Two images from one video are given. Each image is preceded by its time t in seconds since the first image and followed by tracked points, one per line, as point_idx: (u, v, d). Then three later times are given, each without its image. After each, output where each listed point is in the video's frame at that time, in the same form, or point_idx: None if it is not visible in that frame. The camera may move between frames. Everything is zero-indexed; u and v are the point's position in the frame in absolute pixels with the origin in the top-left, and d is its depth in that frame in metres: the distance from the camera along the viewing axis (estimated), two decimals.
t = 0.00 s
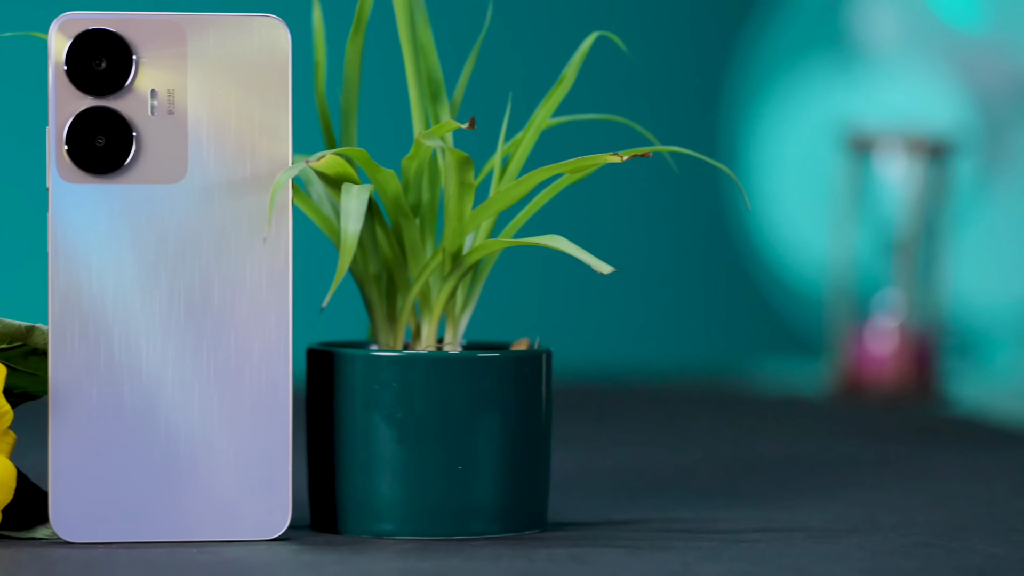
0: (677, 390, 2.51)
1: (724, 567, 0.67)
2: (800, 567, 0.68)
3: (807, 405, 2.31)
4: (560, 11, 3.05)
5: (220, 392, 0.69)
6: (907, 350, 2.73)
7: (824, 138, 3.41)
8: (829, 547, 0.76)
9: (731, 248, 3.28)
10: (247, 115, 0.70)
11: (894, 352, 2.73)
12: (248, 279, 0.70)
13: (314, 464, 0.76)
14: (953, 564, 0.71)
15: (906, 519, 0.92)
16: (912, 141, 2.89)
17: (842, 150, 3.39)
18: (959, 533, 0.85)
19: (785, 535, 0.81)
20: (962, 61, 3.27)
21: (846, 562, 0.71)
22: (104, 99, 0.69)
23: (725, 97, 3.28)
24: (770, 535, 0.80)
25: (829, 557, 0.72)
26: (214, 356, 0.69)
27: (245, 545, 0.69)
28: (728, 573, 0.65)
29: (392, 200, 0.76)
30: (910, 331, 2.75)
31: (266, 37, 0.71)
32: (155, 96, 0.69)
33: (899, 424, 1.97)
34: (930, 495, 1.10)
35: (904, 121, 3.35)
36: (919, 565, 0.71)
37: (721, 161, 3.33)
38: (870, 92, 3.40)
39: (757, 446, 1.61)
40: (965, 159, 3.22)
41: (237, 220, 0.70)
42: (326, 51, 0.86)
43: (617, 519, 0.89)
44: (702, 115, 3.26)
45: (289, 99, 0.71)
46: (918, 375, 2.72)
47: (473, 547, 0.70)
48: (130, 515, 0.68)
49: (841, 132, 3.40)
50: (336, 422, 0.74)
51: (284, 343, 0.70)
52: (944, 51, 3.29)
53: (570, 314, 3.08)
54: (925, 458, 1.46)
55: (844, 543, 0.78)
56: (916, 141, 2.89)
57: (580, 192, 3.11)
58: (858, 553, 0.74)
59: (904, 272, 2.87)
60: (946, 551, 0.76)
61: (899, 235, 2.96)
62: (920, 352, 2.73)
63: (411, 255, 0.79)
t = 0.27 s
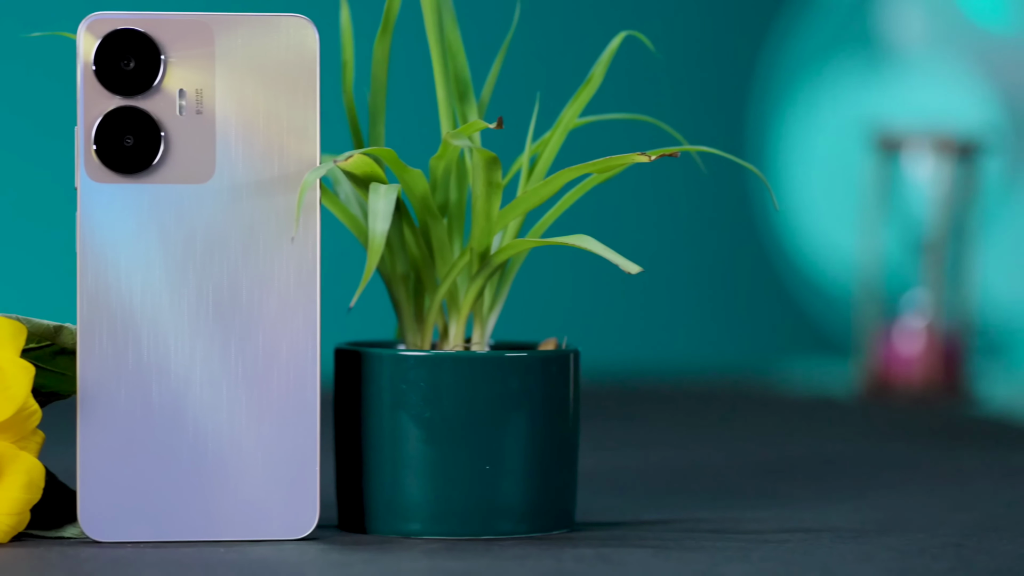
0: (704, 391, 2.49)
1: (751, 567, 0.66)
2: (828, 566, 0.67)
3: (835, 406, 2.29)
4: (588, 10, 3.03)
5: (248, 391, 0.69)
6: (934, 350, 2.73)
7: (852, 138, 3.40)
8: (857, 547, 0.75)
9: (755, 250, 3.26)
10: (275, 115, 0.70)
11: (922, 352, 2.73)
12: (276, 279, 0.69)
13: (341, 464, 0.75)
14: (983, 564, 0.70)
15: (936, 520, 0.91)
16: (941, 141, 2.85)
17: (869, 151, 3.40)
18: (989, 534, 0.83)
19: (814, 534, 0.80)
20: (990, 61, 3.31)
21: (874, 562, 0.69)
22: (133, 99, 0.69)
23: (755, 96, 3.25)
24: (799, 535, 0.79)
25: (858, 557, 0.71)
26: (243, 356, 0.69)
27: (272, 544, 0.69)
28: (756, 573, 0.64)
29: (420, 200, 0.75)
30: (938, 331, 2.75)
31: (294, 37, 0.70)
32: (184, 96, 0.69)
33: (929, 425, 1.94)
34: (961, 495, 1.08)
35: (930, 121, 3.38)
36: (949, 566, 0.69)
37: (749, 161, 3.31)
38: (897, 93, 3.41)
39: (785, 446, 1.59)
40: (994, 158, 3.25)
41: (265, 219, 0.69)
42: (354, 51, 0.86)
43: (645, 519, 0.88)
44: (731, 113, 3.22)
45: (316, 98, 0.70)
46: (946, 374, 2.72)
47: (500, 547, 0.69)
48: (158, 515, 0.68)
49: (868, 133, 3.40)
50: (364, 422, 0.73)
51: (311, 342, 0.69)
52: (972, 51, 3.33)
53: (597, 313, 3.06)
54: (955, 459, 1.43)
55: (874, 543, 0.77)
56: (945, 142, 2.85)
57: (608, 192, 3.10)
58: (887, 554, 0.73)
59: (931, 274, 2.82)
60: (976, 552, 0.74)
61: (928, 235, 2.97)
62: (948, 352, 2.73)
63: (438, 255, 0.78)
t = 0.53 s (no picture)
0: (729, 391, 2.47)
1: (777, 567, 0.65)
2: (854, 566, 0.66)
3: (861, 406, 2.27)
4: (613, 9, 3.02)
5: (273, 391, 0.69)
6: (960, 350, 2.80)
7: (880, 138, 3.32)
8: (884, 547, 0.73)
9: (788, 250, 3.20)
10: (299, 114, 0.70)
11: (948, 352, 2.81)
12: (301, 278, 0.69)
13: (365, 463, 0.75)
14: (1011, 564, 0.69)
15: (963, 520, 0.89)
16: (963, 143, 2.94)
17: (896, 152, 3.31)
18: (1017, 535, 0.81)
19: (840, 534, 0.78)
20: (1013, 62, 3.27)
21: (900, 562, 0.68)
22: (158, 99, 0.69)
23: (780, 96, 3.21)
24: (824, 536, 0.77)
25: (884, 557, 0.70)
26: (268, 355, 0.69)
27: (297, 544, 0.69)
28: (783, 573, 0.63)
29: (444, 200, 0.75)
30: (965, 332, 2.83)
31: (319, 37, 0.70)
32: (209, 96, 0.69)
33: (956, 424, 1.92)
34: (990, 496, 1.06)
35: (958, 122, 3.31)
36: (975, 566, 0.68)
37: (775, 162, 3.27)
38: (922, 93, 3.33)
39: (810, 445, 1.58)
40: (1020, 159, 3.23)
41: (290, 220, 0.69)
42: (379, 51, 0.85)
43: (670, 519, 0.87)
44: (757, 111, 3.20)
45: (341, 97, 0.70)
46: (971, 374, 3.01)
47: (525, 547, 0.69)
48: (183, 514, 0.68)
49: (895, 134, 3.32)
50: (388, 421, 0.73)
51: (336, 342, 0.69)
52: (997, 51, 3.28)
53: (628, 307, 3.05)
54: (983, 458, 1.42)
55: (899, 542, 0.76)
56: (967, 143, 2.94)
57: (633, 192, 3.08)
58: (913, 554, 0.72)
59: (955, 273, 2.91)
60: (1002, 553, 0.73)
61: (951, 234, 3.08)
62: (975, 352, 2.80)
63: (464, 255, 0.78)
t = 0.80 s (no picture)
0: (754, 391, 2.46)
1: (800, 567, 0.65)
2: (878, 566, 0.65)
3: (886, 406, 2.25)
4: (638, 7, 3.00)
5: (297, 391, 0.69)
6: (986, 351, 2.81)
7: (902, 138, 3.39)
8: (908, 547, 0.72)
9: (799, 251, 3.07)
10: (323, 115, 0.69)
11: (974, 353, 2.82)
12: (325, 278, 0.69)
13: (389, 462, 0.75)
14: None
15: (990, 520, 0.88)
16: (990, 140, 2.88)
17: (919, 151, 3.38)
18: None
19: (863, 534, 0.77)
20: None
21: (925, 562, 0.67)
22: (182, 99, 0.69)
23: (805, 96, 3.23)
24: (847, 536, 0.76)
25: (908, 558, 0.69)
26: (292, 355, 0.69)
27: (320, 544, 0.68)
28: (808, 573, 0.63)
29: (468, 200, 0.74)
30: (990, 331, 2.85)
31: (343, 37, 0.70)
32: (233, 96, 0.69)
33: (984, 424, 1.90)
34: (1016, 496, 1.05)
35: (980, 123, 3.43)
36: (1000, 567, 0.67)
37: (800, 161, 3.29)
38: (945, 94, 3.43)
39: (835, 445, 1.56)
40: None
41: (314, 220, 0.69)
42: (403, 51, 0.85)
43: (694, 519, 0.86)
44: (778, 110, 3.20)
45: (365, 97, 0.70)
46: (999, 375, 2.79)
47: (549, 547, 0.68)
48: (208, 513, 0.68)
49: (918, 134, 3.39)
50: (412, 421, 0.72)
51: (360, 342, 0.69)
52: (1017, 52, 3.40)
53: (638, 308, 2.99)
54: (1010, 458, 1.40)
55: (924, 542, 0.75)
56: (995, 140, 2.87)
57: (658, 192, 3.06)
58: (938, 554, 0.70)
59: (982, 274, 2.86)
60: None
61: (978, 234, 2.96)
62: (1001, 353, 2.81)
63: (488, 255, 0.77)
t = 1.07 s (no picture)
0: (775, 391, 2.44)
1: (823, 567, 0.64)
2: (902, 567, 0.64)
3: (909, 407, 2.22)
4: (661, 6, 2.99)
5: (319, 390, 0.68)
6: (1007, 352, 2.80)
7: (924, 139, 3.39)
8: (931, 547, 0.71)
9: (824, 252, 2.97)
10: (346, 115, 0.69)
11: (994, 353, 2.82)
12: (347, 278, 0.69)
13: (411, 461, 0.74)
14: None
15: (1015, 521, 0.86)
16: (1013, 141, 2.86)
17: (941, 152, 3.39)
18: None
19: (886, 534, 0.76)
20: None
21: (949, 562, 0.66)
22: (205, 98, 0.69)
23: (828, 95, 3.20)
24: (869, 536, 0.75)
25: (932, 558, 0.68)
26: (314, 355, 0.68)
27: (342, 544, 0.68)
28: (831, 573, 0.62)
29: (490, 200, 0.74)
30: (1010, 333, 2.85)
31: (365, 37, 0.70)
32: (255, 95, 0.69)
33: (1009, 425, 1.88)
34: None
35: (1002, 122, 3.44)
36: None
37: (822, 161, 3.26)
38: (969, 93, 3.43)
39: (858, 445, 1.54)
40: None
41: (336, 220, 0.69)
42: (425, 51, 0.85)
43: (716, 519, 0.85)
44: (804, 108, 3.16)
45: (387, 97, 0.70)
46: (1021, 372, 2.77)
47: (571, 547, 0.68)
48: (229, 513, 0.68)
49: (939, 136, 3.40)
50: (434, 420, 0.72)
51: (382, 341, 0.69)
52: None
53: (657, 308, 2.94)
54: None
55: (947, 543, 0.73)
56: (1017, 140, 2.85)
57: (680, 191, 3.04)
58: (962, 555, 0.69)
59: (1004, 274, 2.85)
60: None
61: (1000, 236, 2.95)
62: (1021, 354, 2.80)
63: (509, 255, 0.77)
